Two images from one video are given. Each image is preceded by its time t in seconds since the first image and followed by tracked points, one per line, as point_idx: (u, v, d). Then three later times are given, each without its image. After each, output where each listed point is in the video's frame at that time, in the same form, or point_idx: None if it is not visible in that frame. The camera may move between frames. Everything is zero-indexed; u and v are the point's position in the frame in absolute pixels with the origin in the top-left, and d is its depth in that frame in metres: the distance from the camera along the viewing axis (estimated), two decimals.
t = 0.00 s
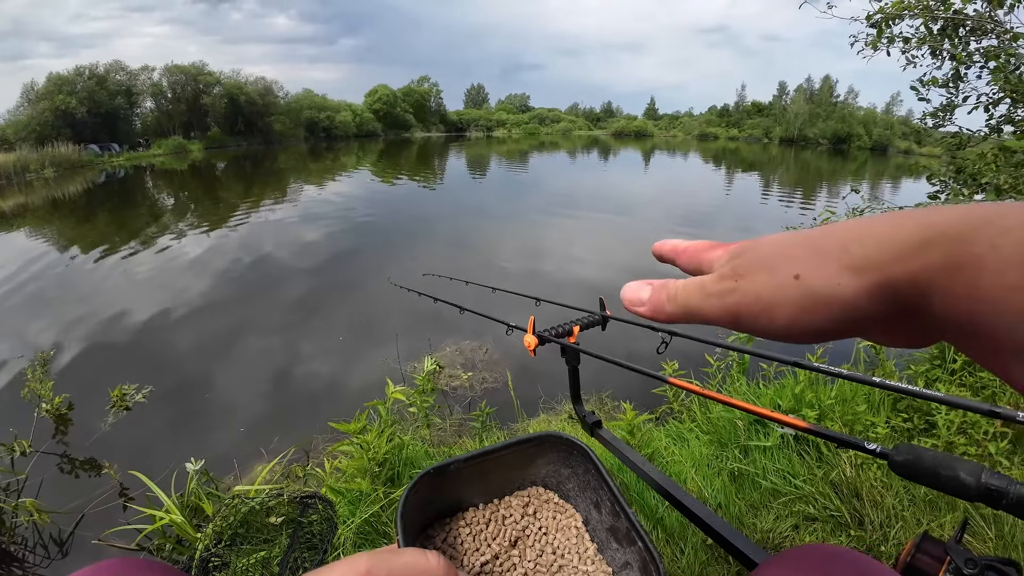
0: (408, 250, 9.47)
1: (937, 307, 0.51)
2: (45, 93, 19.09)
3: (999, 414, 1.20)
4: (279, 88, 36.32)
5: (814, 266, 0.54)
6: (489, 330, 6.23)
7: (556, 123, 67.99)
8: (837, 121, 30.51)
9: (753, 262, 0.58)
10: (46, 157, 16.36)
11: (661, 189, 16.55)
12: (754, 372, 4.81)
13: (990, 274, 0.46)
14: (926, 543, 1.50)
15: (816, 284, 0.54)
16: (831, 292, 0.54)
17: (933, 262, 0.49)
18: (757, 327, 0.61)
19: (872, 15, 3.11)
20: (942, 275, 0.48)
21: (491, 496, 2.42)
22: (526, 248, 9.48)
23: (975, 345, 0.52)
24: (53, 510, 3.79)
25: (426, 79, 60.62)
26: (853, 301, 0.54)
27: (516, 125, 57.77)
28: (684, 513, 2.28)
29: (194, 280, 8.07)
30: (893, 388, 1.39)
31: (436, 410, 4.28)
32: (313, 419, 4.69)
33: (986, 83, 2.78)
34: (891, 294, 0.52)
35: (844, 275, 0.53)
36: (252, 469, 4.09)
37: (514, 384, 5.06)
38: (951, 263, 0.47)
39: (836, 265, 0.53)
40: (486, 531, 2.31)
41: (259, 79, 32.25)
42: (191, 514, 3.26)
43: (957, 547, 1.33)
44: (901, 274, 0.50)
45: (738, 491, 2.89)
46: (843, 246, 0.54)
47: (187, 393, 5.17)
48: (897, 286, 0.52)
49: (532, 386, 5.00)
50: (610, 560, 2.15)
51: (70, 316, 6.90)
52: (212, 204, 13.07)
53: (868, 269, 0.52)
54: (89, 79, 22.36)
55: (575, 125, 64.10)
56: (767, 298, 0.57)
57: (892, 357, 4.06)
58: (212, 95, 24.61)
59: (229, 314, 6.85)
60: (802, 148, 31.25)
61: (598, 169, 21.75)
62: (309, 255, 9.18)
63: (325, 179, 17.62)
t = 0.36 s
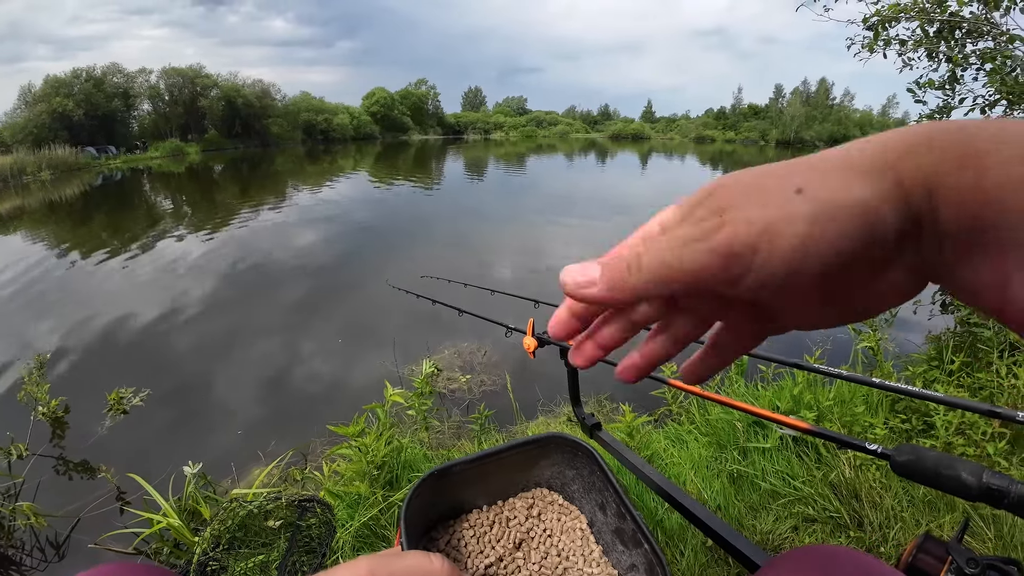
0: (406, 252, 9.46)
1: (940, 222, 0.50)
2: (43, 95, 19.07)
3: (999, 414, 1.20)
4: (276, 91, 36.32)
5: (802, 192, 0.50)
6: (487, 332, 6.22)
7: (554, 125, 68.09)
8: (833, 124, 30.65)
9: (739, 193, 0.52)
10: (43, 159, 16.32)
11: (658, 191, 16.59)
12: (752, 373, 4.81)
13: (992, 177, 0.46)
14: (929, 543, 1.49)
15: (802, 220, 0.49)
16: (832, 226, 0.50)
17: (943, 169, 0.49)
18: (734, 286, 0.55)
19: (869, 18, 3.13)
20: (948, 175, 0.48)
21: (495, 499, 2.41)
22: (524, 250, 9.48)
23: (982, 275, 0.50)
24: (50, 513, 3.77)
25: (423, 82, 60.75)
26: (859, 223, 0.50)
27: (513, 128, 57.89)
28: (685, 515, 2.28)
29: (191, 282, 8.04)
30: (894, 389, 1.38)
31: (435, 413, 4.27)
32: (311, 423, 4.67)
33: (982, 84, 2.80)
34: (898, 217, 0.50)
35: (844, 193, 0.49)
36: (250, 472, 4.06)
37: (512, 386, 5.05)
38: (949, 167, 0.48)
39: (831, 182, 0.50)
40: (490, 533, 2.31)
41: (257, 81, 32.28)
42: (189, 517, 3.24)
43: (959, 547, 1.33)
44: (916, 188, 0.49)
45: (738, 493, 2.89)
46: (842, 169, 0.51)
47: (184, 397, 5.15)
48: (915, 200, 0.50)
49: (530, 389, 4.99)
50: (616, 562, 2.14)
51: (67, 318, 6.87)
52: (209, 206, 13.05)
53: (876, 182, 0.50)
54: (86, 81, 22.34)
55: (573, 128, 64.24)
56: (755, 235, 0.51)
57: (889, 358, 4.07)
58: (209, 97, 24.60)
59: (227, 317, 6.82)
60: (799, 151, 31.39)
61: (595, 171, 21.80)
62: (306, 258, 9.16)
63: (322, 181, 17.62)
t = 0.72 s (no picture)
0: (404, 255, 9.45)
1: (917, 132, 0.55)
2: (40, 98, 19.05)
3: (1001, 414, 1.20)
4: (274, 93, 36.33)
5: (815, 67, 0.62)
6: (486, 334, 6.21)
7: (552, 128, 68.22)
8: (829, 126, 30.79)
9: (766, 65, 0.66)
10: (41, 161, 16.30)
11: (656, 194, 16.63)
12: (751, 375, 4.81)
13: (964, 99, 0.50)
14: (930, 543, 1.49)
15: (807, 87, 0.61)
16: (819, 97, 0.61)
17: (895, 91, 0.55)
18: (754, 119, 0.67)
19: (866, 20, 3.14)
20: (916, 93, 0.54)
21: (495, 500, 2.40)
22: (523, 253, 9.48)
23: (947, 194, 0.54)
24: (48, 517, 3.74)
25: (421, 85, 60.87)
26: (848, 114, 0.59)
27: (511, 130, 58.01)
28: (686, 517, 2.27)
29: (189, 285, 8.01)
30: (894, 390, 1.38)
31: (434, 415, 4.25)
32: (310, 425, 4.65)
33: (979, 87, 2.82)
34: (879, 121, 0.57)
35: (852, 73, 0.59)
36: (249, 476, 4.04)
37: (511, 389, 5.04)
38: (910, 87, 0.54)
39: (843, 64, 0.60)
40: (490, 534, 2.30)
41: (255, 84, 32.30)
42: (187, 521, 3.21)
43: (961, 547, 1.33)
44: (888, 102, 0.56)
45: (738, 494, 2.89)
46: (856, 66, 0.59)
47: (183, 400, 5.12)
48: (887, 109, 0.56)
49: (530, 391, 4.98)
50: (616, 562, 2.14)
51: (64, 321, 6.84)
52: (207, 208, 13.02)
53: (867, 79, 0.57)
54: (84, 83, 22.31)
55: (571, 131, 64.37)
56: (768, 93, 0.65)
57: (888, 359, 4.08)
58: (207, 100, 24.60)
59: (226, 320, 6.80)
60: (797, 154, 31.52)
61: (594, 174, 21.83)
62: (305, 261, 9.14)
63: (321, 184, 17.60)
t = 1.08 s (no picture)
0: (403, 257, 9.44)
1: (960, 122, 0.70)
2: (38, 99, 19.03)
3: (997, 415, 1.20)
4: (272, 95, 36.30)
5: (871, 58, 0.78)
6: (485, 336, 6.20)
7: (551, 130, 68.24)
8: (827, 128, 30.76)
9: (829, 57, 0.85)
10: (38, 162, 16.26)
11: (654, 195, 16.63)
12: (749, 376, 4.81)
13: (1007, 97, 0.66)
14: (928, 544, 1.50)
15: (865, 75, 0.79)
16: (873, 84, 0.78)
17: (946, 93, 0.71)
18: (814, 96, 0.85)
19: (863, 22, 3.16)
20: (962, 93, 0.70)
21: (494, 502, 2.41)
22: (521, 254, 9.48)
23: (974, 171, 0.69)
24: (44, 519, 3.73)
25: (420, 86, 60.90)
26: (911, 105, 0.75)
27: (510, 132, 58.05)
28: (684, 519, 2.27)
29: (187, 287, 8.00)
30: (891, 391, 1.39)
31: (432, 417, 4.24)
32: (307, 427, 4.64)
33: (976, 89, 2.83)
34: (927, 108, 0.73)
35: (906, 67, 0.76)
36: (246, 478, 4.03)
37: (509, 390, 5.04)
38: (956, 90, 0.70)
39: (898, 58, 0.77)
40: (489, 537, 2.29)
41: (254, 86, 32.29)
42: (184, 523, 3.20)
43: (958, 547, 1.33)
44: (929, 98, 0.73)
45: (736, 496, 2.89)
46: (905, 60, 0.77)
47: (181, 401, 5.12)
48: (932, 106, 0.72)
49: (528, 393, 4.98)
50: (616, 566, 2.14)
51: (61, 323, 6.82)
52: (206, 210, 13.01)
53: (918, 75, 0.74)
54: (82, 84, 22.28)
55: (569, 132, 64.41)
56: (834, 80, 0.82)
57: (886, 360, 4.08)
58: (205, 101, 24.56)
59: (224, 322, 6.79)
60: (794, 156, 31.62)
61: (593, 175, 21.82)
62: (303, 262, 9.13)
63: (319, 185, 17.58)
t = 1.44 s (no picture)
0: (402, 258, 9.44)
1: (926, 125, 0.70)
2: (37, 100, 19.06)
3: (994, 415, 1.21)
4: (271, 96, 36.30)
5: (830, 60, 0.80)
6: (483, 338, 6.20)
7: (550, 131, 68.40)
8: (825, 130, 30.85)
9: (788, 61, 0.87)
10: (37, 163, 16.23)
11: (653, 196, 16.66)
12: (748, 377, 4.82)
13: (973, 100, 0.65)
14: (926, 545, 1.50)
15: (825, 77, 0.80)
16: (836, 87, 0.79)
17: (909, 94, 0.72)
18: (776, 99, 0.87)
19: (861, 24, 3.16)
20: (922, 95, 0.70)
21: (493, 503, 2.41)
22: (520, 256, 9.49)
23: (942, 175, 0.69)
24: (43, 520, 3.72)
25: (418, 88, 60.93)
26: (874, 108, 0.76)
27: (509, 134, 58.11)
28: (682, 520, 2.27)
29: (185, 288, 7.99)
30: (889, 392, 1.39)
31: (431, 418, 4.24)
32: (306, 428, 4.64)
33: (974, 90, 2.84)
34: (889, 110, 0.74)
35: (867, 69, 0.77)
36: (244, 480, 4.03)
37: (508, 391, 5.04)
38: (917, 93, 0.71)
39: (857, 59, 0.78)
40: (488, 538, 2.30)
41: (253, 87, 32.29)
42: (183, 524, 3.20)
43: (956, 548, 1.33)
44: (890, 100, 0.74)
45: (734, 497, 2.89)
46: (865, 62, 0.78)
47: (180, 402, 5.11)
48: (896, 109, 0.73)
49: (527, 394, 4.98)
50: (614, 567, 2.14)
51: (60, 324, 6.81)
52: (204, 211, 13.00)
53: (881, 77, 0.75)
54: (81, 85, 22.24)
55: (569, 134, 64.55)
56: (797, 83, 0.84)
57: (884, 361, 4.08)
58: (205, 103, 24.55)
59: (222, 323, 6.78)
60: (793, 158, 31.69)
61: (592, 177, 21.84)
62: (302, 263, 9.12)
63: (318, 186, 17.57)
